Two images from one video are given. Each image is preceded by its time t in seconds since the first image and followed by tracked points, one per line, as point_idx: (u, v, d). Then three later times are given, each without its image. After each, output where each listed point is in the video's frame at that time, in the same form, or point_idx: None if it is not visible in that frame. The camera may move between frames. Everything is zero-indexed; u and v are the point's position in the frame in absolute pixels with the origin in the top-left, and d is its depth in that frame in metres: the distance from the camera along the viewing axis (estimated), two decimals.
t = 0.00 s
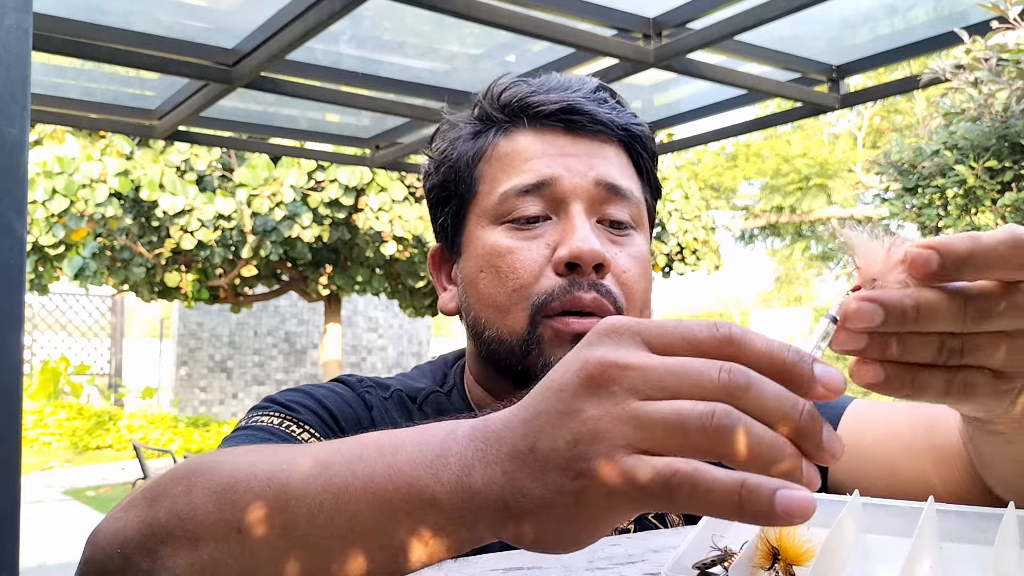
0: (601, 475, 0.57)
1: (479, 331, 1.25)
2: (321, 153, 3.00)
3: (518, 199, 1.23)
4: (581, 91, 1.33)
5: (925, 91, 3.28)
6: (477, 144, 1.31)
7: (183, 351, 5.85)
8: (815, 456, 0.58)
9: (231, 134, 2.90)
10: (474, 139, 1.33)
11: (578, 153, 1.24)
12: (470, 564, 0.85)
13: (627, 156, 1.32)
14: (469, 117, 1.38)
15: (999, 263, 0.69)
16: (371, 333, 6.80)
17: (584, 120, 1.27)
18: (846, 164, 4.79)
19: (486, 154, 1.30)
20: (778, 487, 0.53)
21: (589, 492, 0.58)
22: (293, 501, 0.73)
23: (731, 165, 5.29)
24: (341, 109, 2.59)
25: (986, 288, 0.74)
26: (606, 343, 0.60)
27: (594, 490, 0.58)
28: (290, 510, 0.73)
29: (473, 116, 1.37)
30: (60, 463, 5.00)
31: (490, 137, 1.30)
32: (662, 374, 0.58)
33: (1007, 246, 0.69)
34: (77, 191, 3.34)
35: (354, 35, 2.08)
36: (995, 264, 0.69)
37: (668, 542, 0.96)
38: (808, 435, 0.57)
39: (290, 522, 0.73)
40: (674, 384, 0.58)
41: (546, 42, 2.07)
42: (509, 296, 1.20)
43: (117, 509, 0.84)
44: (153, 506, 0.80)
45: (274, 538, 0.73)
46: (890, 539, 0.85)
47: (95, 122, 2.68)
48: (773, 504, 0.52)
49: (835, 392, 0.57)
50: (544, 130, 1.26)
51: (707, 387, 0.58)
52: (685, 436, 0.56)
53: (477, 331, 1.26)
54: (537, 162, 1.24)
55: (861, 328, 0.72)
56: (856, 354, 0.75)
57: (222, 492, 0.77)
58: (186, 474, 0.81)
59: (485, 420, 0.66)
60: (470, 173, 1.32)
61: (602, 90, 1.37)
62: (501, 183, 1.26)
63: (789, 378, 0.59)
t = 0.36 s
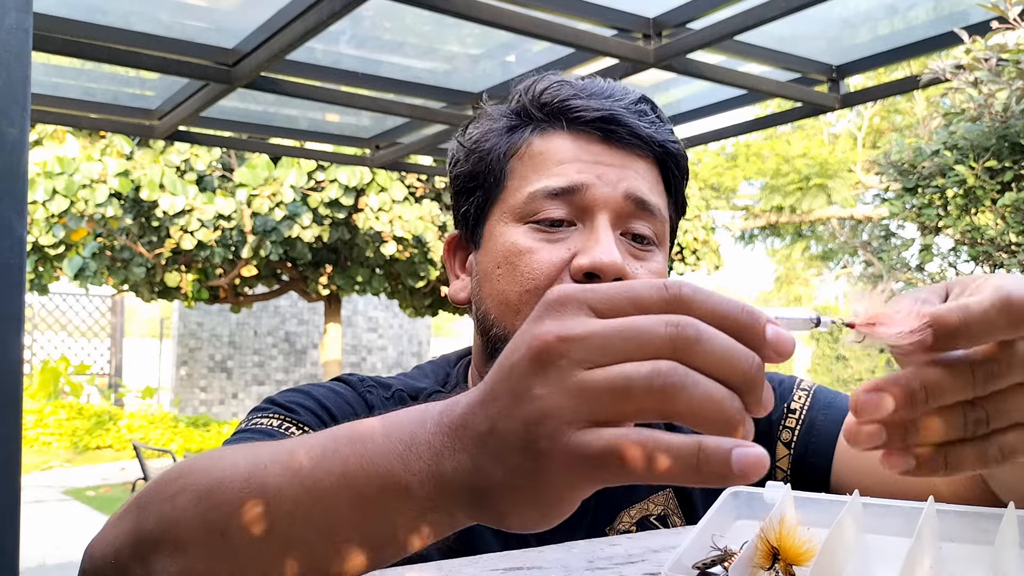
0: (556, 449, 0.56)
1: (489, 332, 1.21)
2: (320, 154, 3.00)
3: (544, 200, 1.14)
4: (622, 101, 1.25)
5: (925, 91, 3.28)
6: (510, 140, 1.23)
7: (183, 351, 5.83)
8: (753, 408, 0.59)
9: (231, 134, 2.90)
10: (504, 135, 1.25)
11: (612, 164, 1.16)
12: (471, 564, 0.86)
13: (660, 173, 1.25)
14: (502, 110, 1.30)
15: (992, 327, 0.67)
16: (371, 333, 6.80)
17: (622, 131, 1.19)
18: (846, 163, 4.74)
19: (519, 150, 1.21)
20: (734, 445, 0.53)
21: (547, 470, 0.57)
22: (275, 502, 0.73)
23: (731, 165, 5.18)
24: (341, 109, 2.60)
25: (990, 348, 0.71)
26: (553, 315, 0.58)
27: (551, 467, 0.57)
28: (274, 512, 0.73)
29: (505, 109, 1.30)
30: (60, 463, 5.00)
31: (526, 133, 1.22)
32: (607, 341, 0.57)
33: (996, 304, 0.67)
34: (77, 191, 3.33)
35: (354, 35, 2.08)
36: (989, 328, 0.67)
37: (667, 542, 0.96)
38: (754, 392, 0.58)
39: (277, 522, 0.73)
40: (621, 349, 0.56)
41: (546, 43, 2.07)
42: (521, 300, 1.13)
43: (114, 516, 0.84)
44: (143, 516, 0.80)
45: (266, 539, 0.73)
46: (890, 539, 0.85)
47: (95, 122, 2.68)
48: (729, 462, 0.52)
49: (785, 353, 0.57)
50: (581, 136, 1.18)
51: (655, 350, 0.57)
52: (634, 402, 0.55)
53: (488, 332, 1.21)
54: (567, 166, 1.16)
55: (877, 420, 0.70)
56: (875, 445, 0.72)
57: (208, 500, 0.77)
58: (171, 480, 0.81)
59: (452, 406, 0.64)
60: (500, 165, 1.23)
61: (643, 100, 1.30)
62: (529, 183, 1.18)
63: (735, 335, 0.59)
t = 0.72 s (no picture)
0: (438, 395, 0.57)
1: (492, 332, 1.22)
2: (321, 154, 3.00)
3: (561, 210, 1.12)
4: (650, 114, 1.24)
5: (925, 91, 3.28)
6: (532, 144, 1.20)
7: (182, 351, 5.85)
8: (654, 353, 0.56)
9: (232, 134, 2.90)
10: (524, 137, 1.22)
11: (632, 179, 1.15)
12: (471, 563, 0.86)
13: (679, 190, 1.26)
14: (524, 112, 1.28)
15: (928, 361, 0.72)
16: (370, 333, 6.80)
17: (647, 146, 1.18)
18: (846, 164, 4.68)
19: (540, 154, 1.19)
20: (614, 377, 0.52)
21: (453, 412, 0.57)
22: (255, 492, 0.71)
23: (731, 165, 5.12)
24: (341, 109, 2.60)
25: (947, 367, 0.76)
26: (449, 260, 0.58)
27: (456, 409, 0.56)
28: (244, 509, 0.72)
29: (526, 112, 1.27)
30: (60, 463, 5.00)
31: (549, 139, 1.20)
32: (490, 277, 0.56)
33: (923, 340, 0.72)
34: (77, 191, 3.33)
35: (355, 35, 2.08)
36: (924, 364, 0.72)
37: (668, 543, 0.96)
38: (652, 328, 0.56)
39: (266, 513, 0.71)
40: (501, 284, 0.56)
41: (546, 42, 2.07)
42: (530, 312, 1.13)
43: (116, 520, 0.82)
44: (136, 517, 0.79)
45: (253, 530, 0.71)
46: (890, 539, 0.85)
47: (95, 122, 2.68)
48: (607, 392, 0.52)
49: (699, 289, 0.55)
50: (605, 147, 1.17)
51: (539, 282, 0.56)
52: (513, 333, 0.55)
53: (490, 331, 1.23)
54: (587, 179, 1.14)
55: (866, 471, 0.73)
56: (887, 490, 0.76)
57: (198, 496, 0.75)
58: (158, 486, 0.79)
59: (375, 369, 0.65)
60: (519, 167, 1.21)
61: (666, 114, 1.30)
62: (547, 190, 1.16)
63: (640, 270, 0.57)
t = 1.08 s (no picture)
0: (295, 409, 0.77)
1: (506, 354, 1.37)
2: (320, 153, 3.00)
3: (568, 233, 1.31)
4: (668, 143, 1.42)
5: (926, 91, 3.30)
6: (546, 160, 1.39)
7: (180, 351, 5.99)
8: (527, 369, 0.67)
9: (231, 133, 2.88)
10: (544, 154, 1.40)
11: (642, 208, 1.34)
12: (471, 566, 0.85)
13: (690, 214, 1.44)
14: (546, 130, 1.45)
15: None
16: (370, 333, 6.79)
17: (659, 175, 1.36)
18: (847, 163, 4.71)
19: (553, 172, 1.37)
20: (447, 413, 0.66)
21: (320, 429, 0.76)
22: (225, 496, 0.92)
23: (731, 165, 5.25)
24: (340, 108, 2.59)
25: None
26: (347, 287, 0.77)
27: (321, 425, 0.75)
28: (204, 500, 0.94)
29: (550, 129, 1.45)
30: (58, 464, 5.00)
31: (563, 157, 1.38)
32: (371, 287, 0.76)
33: None
34: (74, 190, 3.34)
35: (354, 33, 2.07)
36: None
37: (669, 544, 0.95)
38: (508, 337, 0.68)
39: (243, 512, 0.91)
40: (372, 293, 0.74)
41: (546, 41, 2.06)
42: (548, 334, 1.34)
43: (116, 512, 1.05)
44: (134, 512, 1.00)
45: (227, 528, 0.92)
46: (892, 541, 0.84)
47: (93, 121, 2.67)
48: (434, 422, 0.65)
49: (567, 304, 0.67)
50: (619, 172, 1.35)
51: (407, 288, 0.73)
52: (365, 342, 0.72)
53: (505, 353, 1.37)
54: (598, 205, 1.32)
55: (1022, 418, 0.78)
56: None
57: (181, 500, 0.96)
58: (162, 482, 1.01)
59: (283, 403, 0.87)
60: (532, 181, 1.39)
61: (685, 139, 1.47)
62: (557, 207, 1.35)
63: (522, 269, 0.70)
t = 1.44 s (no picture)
0: (288, 400, 0.77)
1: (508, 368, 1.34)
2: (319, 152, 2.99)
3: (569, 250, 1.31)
4: (674, 156, 1.39)
5: (927, 89, 3.29)
6: (548, 172, 1.38)
7: (179, 351, 6.01)
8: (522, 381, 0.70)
9: (230, 133, 2.88)
10: (547, 166, 1.39)
11: (646, 224, 1.33)
12: (469, 567, 0.83)
13: (695, 228, 1.43)
14: (550, 140, 1.44)
15: None
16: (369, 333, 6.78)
17: (664, 191, 1.35)
18: (849, 162, 4.68)
19: (554, 185, 1.36)
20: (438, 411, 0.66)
21: (306, 417, 0.76)
22: (221, 496, 0.92)
23: (733, 164, 5.36)
24: (339, 107, 2.58)
25: None
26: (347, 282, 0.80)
27: (308, 413, 0.76)
28: (199, 502, 0.94)
29: (554, 139, 1.43)
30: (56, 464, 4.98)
31: (565, 170, 1.37)
32: (370, 287, 0.78)
33: None
34: (72, 190, 3.33)
35: (353, 32, 2.05)
36: None
37: (671, 545, 0.94)
38: (504, 350, 0.70)
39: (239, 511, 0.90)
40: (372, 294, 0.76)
41: (546, 40, 2.05)
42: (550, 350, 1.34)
43: (115, 517, 1.03)
44: (132, 513, 1.00)
45: (222, 527, 0.92)
46: (894, 541, 0.83)
47: (92, 121, 2.67)
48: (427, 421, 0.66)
49: (558, 297, 0.69)
50: (621, 187, 1.34)
51: (407, 292, 0.74)
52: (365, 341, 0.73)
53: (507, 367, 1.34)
54: (601, 221, 1.31)
55: None
56: None
57: (177, 500, 0.96)
58: (160, 482, 1.00)
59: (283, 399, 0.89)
60: (532, 193, 1.39)
61: (691, 150, 1.44)
62: (557, 219, 1.34)
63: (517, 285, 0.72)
